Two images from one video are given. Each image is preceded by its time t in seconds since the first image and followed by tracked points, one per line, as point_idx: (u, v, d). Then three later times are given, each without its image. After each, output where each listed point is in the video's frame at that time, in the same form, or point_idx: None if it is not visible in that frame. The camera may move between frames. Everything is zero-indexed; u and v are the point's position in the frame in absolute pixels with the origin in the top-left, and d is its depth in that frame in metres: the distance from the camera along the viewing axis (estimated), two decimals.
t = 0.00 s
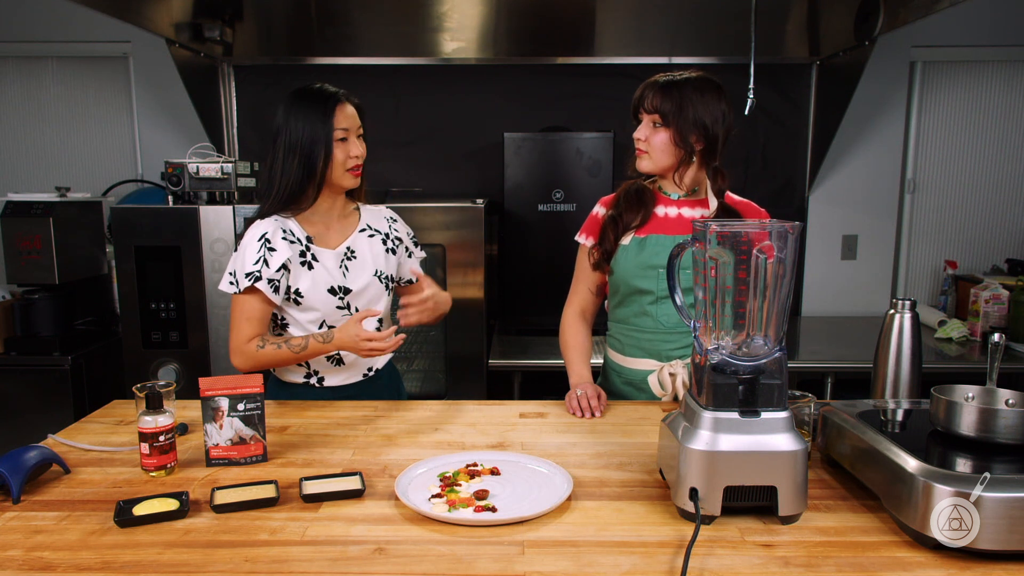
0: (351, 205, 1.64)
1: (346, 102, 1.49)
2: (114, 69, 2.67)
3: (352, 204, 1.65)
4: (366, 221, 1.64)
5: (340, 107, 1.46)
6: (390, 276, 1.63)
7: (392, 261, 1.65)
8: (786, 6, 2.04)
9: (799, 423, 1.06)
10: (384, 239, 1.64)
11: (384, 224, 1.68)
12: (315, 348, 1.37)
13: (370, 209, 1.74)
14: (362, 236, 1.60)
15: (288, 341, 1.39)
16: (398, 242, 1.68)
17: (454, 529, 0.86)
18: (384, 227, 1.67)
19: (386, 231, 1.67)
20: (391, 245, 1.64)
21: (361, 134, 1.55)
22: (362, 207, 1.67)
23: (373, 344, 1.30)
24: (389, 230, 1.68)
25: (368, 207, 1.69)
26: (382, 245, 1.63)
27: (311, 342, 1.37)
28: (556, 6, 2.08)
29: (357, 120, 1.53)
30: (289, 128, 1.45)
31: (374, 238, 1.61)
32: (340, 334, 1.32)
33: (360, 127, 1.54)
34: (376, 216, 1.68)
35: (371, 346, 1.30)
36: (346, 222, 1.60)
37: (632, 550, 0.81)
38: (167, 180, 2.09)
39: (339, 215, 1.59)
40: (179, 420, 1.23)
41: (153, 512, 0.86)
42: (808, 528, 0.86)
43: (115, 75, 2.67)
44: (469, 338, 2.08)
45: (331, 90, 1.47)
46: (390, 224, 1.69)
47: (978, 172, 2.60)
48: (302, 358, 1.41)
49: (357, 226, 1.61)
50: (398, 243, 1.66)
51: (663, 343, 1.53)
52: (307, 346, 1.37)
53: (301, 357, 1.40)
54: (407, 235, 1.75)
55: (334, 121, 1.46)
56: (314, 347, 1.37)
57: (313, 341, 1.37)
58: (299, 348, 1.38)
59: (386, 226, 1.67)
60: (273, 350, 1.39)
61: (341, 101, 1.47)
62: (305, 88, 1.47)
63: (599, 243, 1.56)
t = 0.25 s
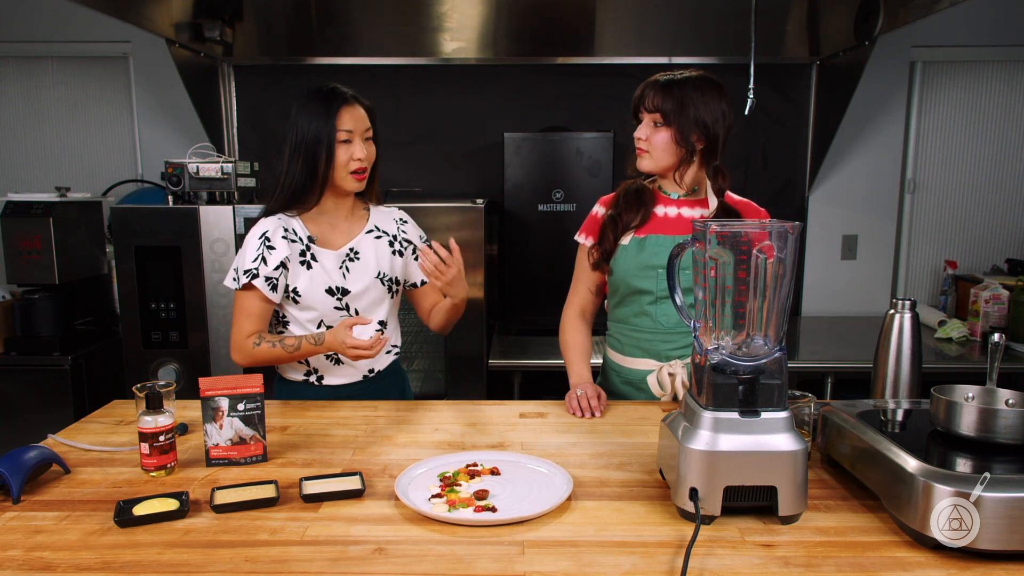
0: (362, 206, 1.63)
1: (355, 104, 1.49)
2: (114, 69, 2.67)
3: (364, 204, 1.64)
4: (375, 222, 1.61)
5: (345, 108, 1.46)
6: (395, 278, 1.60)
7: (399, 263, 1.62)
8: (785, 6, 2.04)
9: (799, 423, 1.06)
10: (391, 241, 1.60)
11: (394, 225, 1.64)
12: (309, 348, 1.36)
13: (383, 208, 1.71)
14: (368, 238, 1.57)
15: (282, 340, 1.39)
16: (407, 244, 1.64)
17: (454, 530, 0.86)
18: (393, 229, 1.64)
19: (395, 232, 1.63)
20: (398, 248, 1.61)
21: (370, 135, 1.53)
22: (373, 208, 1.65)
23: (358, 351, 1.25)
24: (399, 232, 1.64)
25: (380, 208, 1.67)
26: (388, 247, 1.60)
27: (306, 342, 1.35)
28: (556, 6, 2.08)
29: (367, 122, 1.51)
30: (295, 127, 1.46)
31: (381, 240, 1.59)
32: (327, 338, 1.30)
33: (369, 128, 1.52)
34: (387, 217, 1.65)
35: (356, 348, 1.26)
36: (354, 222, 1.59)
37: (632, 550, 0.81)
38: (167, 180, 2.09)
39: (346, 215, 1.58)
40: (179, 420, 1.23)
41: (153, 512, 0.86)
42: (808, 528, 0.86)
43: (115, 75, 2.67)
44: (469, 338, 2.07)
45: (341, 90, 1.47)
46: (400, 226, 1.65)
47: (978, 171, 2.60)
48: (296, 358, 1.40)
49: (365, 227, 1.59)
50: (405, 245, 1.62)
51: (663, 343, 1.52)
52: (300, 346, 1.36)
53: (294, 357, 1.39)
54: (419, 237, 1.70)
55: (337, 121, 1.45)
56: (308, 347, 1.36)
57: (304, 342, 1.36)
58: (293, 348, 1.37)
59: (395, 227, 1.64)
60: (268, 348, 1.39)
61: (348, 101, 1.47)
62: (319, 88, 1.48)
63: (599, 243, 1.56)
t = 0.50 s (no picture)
0: (378, 206, 1.61)
1: (363, 102, 1.49)
2: (114, 69, 2.67)
3: (380, 205, 1.62)
4: (391, 224, 1.59)
5: (349, 105, 1.46)
6: (404, 282, 1.57)
7: (409, 267, 1.59)
8: (785, 6, 2.04)
9: (799, 423, 1.06)
10: (403, 244, 1.58)
11: (409, 229, 1.62)
12: (308, 343, 1.38)
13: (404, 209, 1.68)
14: (380, 239, 1.56)
15: (283, 334, 1.40)
16: (420, 249, 1.62)
17: (454, 529, 0.86)
18: (407, 232, 1.61)
19: (410, 236, 1.61)
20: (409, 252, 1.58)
21: (379, 133, 1.51)
22: (390, 209, 1.62)
23: (345, 344, 1.26)
24: (414, 236, 1.61)
25: (397, 209, 1.64)
26: (400, 250, 1.58)
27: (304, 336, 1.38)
28: (556, 6, 2.08)
29: (376, 119, 1.50)
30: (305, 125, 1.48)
31: (392, 243, 1.57)
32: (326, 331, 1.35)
33: (378, 125, 1.50)
34: (402, 219, 1.62)
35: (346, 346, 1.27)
36: (367, 223, 1.57)
37: (633, 550, 0.81)
38: (167, 180, 2.09)
39: (359, 214, 1.57)
40: (179, 420, 1.23)
41: (153, 512, 0.86)
42: (808, 528, 0.86)
43: (116, 75, 2.68)
44: (469, 339, 2.07)
45: (350, 88, 1.48)
46: (415, 229, 1.62)
47: (978, 171, 2.60)
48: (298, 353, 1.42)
49: (379, 229, 1.57)
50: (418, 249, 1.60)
51: (663, 343, 1.53)
52: (299, 340, 1.38)
53: (294, 352, 1.41)
54: (436, 242, 1.67)
55: (340, 118, 1.45)
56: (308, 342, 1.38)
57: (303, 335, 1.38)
58: (292, 343, 1.39)
59: (410, 231, 1.61)
60: (269, 343, 1.41)
61: (354, 98, 1.47)
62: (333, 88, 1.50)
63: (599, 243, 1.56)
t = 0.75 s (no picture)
0: (397, 207, 1.60)
1: (379, 101, 1.48)
2: (114, 69, 2.67)
3: (399, 206, 1.61)
4: (407, 225, 1.58)
5: (363, 104, 1.46)
6: (416, 283, 1.56)
7: (422, 267, 1.58)
8: (785, 6, 2.04)
9: (799, 423, 1.06)
10: (418, 244, 1.57)
11: (426, 229, 1.60)
12: (316, 342, 1.38)
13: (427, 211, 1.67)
14: (395, 239, 1.55)
15: (293, 331, 1.41)
16: (435, 250, 1.60)
17: (454, 529, 0.86)
18: (424, 233, 1.59)
19: (426, 236, 1.59)
20: (423, 252, 1.57)
21: (394, 133, 1.50)
22: (409, 210, 1.61)
23: (343, 347, 1.26)
24: (430, 236, 1.59)
25: (416, 209, 1.63)
26: (414, 250, 1.57)
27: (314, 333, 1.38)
28: (556, 6, 2.08)
29: (390, 119, 1.49)
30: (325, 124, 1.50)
31: (407, 243, 1.56)
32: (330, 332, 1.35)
33: (393, 125, 1.49)
34: (419, 219, 1.60)
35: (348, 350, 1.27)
36: (385, 223, 1.57)
37: (632, 550, 0.81)
38: (167, 180, 2.09)
39: (377, 214, 1.57)
40: (179, 420, 1.23)
41: (153, 512, 0.86)
42: (808, 528, 0.86)
43: (116, 75, 2.68)
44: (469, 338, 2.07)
45: (367, 87, 1.48)
46: (432, 230, 1.60)
47: (978, 171, 2.60)
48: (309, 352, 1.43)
49: (395, 229, 1.57)
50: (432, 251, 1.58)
51: (663, 343, 1.52)
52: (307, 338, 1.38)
53: (304, 349, 1.41)
54: (455, 244, 1.65)
55: (353, 117, 1.46)
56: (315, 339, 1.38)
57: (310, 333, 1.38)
58: (299, 339, 1.39)
59: (426, 231, 1.59)
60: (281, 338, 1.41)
61: (368, 97, 1.46)
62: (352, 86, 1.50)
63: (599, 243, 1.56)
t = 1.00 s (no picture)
0: (404, 207, 1.59)
1: (385, 99, 1.49)
2: (114, 69, 2.67)
3: (406, 206, 1.60)
4: (413, 225, 1.57)
5: (369, 102, 1.48)
6: (419, 282, 1.55)
7: (427, 267, 1.57)
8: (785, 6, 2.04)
9: (799, 423, 1.06)
10: (423, 244, 1.56)
11: (432, 229, 1.59)
12: (315, 338, 1.38)
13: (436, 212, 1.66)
14: (400, 239, 1.54)
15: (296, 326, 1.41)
16: (440, 250, 1.58)
17: (454, 529, 0.86)
18: (429, 233, 1.58)
19: (431, 237, 1.58)
20: (428, 252, 1.56)
21: (400, 131, 1.50)
22: (416, 210, 1.60)
23: (337, 341, 1.27)
24: (435, 236, 1.58)
25: (423, 209, 1.62)
26: (419, 250, 1.56)
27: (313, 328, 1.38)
28: (556, 6, 2.08)
29: (396, 117, 1.50)
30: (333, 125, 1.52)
31: (412, 243, 1.55)
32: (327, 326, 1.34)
33: (398, 124, 1.50)
34: (426, 219, 1.59)
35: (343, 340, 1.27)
36: (391, 223, 1.56)
37: (632, 550, 0.81)
38: (167, 180, 2.09)
39: (383, 214, 1.57)
40: (179, 420, 1.23)
41: (153, 512, 0.86)
42: (808, 528, 0.86)
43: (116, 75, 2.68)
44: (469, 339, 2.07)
45: (374, 87, 1.50)
46: (438, 230, 1.59)
47: (978, 171, 2.60)
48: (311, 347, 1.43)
49: (401, 228, 1.56)
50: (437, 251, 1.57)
51: (663, 343, 1.52)
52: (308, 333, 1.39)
53: (305, 344, 1.41)
54: (462, 245, 1.63)
55: (359, 115, 1.47)
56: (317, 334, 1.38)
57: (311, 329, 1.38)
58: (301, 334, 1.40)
59: (432, 231, 1.58)
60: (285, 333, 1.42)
61: (375, 95, 1.48)
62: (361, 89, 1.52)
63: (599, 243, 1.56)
